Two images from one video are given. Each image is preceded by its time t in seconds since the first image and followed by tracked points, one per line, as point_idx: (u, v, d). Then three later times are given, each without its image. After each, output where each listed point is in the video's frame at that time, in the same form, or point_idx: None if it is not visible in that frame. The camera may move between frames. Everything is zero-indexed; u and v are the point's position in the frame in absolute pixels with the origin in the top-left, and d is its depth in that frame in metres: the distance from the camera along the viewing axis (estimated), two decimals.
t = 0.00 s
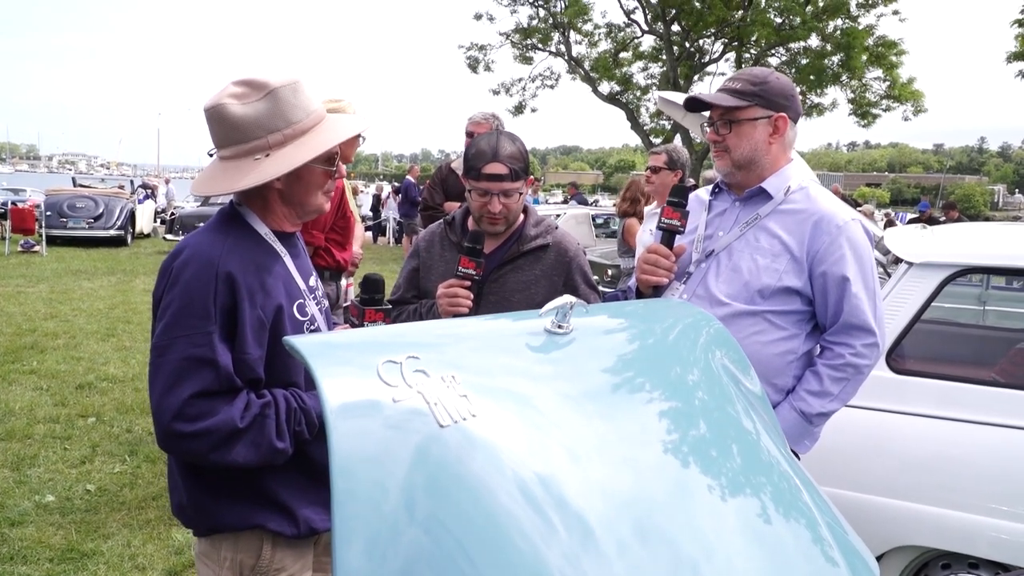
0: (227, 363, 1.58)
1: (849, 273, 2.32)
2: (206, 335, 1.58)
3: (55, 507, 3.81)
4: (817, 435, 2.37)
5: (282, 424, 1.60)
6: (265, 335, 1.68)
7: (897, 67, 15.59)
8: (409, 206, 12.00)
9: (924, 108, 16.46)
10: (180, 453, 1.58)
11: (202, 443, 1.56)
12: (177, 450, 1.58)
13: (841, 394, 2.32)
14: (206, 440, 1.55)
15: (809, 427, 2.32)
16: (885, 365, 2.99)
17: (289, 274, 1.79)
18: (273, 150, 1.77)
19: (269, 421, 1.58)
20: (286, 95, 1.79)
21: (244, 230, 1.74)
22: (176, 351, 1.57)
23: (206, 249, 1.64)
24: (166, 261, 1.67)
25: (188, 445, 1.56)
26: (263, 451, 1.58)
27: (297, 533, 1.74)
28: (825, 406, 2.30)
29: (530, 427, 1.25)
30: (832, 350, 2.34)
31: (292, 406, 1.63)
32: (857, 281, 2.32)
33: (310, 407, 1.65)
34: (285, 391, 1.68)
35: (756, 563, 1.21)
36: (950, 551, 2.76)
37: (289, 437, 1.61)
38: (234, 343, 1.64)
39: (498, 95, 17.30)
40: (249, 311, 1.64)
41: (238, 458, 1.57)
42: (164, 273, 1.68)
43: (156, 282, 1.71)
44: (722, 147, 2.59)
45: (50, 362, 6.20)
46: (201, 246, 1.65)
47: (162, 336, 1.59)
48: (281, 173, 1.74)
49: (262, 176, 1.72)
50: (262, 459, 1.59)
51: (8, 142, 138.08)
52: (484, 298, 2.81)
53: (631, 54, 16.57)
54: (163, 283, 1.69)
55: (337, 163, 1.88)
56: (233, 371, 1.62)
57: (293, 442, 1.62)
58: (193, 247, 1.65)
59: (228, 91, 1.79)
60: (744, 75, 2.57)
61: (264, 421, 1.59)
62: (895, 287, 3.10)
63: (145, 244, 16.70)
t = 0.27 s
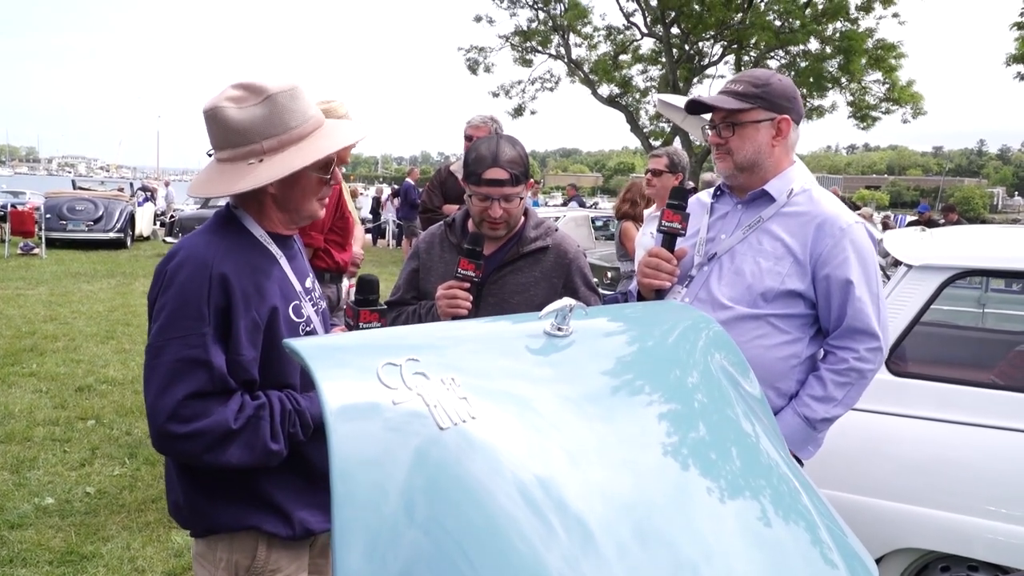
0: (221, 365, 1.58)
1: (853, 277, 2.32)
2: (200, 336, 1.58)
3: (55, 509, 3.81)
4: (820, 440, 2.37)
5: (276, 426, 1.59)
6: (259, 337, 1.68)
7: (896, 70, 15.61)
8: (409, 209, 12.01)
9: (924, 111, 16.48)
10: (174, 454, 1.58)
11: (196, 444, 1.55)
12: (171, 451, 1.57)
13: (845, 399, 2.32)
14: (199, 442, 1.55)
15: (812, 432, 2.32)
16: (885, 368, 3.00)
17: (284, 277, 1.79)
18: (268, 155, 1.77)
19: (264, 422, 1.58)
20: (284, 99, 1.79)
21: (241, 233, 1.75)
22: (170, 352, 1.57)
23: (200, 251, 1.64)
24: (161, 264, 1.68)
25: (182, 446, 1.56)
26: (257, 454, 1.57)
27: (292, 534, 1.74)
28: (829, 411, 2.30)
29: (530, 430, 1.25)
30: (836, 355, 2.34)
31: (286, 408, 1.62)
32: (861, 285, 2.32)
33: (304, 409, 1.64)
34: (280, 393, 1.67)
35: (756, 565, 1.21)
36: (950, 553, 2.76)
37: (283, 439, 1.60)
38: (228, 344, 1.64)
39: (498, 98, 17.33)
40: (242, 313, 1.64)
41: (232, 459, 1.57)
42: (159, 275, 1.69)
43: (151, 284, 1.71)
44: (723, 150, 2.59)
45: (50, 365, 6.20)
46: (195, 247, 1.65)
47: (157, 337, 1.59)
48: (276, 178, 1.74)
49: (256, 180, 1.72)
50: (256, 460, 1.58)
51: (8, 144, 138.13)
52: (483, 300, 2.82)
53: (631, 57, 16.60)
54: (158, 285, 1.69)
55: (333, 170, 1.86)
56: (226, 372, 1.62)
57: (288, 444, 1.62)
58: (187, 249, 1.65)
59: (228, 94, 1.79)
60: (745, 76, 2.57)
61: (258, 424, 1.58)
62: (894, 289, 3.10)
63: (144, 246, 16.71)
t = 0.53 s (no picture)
0: (214, 364, 1.59)
1: (866, 278, 2.32)
2: (194, 334, 1.59)
3: (54, 512, 3.81)
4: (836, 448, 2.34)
5: (268, 427, 1.59)
6: (254, 338, 1.69)
7: (895, 72, 15.63)
8: (409, 211, 12.02)
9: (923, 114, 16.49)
10: (167, 452, 1.58)
11: (188, 442, 1.56)
12: (163, 449, 1.58)
13: (861, 403, 2.31)
14: (191, 440, 1.56)
15: (828, 438, 2.30)
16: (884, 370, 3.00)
17: (281, 278, 1.79)
18: (265, 161, 1.77)
19: (255, 424, 1.58)
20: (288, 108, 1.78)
21: (238, 235, 1.75)
22: (164, 351, 1.58)
23: (196, 251, 1.65)
24: (159, 263, 1.68)
25: (174, 444, 1.57)
26: (248, 454, 1.57)
27: (282, 535, 1.74)
28: (845, 417, 2.29)
29: (530, 432, 1.26)
30: (851, 359, 2.33)
31: (280, 410, 1.61)
32: (875, 286, 2.32)
33: (297, 411, 1.63)
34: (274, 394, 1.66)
35: (756, 567, 1.22)
36: (949, 555, 2.77)
37: (275, 440, 1.60)
38: (222, 344, 1.65)
39: (498, 100, 17.36)
40: (237, 313, 1.65)
41: (223, 459, 1.57)
42: (155, 274, 1.70)
43: (147, 284, 1.72)
44: (733, 153, 2.59)
45: (49, 367, 6.20)
46: (192, 248, 1.66)
47: (151, 335, 1.59)
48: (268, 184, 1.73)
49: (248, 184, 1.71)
50: (246, 461, 1.58)
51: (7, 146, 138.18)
52: (483, 302, 2.82)
53: (630, 59, 16.62)
54: (154, 284, 1.70)
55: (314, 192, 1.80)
56: (219, 372, 1.63)
57: (279, 446, 1.61)
58: (184, 249, 1.66)
59: (239, 97, 1.81)
60: (755, 78, 2.55)
61: (251, 424, 1.58)
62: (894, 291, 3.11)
63: (144, 248, 16.71)
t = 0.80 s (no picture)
0: (206, 367, 1.59)
1: (891, 278, 2.31)
2: (187, 337, 1.59)
3: (54, 514, 3.81)
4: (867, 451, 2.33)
5: (259, 432, 1.58)
6: (249, 341, 1.69)
7: (895, 74, 15.62)
8: (408, 213, 12.03)
9: (923, 115, 16.49)
10: (159, 454, 1.58)
11: (179, 444, 1.56)
12: (154, 450, 1.58)
13: (892, 405, 2.29)
14: (182, 442, 1.56)
15: (860, 443, 2.28)
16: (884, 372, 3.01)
17: (279, 282, 1.79)
18: (266, 166, 1.77)
19: (247, 427, 1.57)
20: (292, 114, 1.79)
21: (236, 239, 1.76)
22: (158, 352, 1.58)
23: (191, 254, 1.65)
24: (156, 265, 1.69)
25: (165, 445, 1.57)
26: (237, 458, 1.57)
27: (276, 538, 1.74)
28: (877, 420, 2.27)
29: (529, 434, 1.26)
30: (878, 361, 2.32)
31: (271, 415, 1.60)
32: (900, 286, 2.32)
33: (290, 416, 1.62)
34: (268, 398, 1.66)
35: (756, 570, 1.22)
36: (949, 558, 2.76)
37: (266, 445, 1.59)
38: (215, 347, 1.65)
39: (497, 102, 17.38)
40: (231, 317, 1.65)
41: (213, 462, 1.57)
42: (153, 276, 1.70)
43: (145, 286, 1.73)
44: (748, 155, 2.56)
45: (49, 369, 6.20)
46: (188, 250, 1.66)
47: (144, 336, 1.60)
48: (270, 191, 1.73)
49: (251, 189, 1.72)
50: (235, 465, 1.57)
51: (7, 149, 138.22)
52: (483, 304, 2.82)
53: (630, 62, 16.64)
54: (151, 286, 1.70)
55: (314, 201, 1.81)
56: (212, 375, 1.63)
57: (271, 450, 1.60)
58: (179, 252, 1.66)
59: (244, 100, 1.81)
60: (768, 80, 2.54)
61: (242, 428, 1.58)
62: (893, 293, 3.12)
63: (144, 251, 16.71)
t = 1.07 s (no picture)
0: (212, 368, 1.59)
1: (915, 275, 2.34)
2: (193, 339, 1.59)
3: (53, 515, 3.80)
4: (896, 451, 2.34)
5: (265, 433, 1.58)
6: (254, 341, 1.69)
7: (895, 75, 15.62)
8: (408, 213, 12.04)
9: (923, 116, 16.49)
10: (165, 455, 1.58)
11: (186, 445, 1.56)
12: (160, 452, 1.58)
13: (921, 402, 2.31)
14: (189, 443, 1.56)
15: (892, 441, 2.29)
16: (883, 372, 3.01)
17: (283, 282, 1.79)
18: (271, 166, 1.77)
19: (254, 428, 1.58)
20: (299, 115, 1.79)
21: (241, 240, 1.75)
22: (163, 354, 1.58)
23: (195, 254, 1.65)
24: (160, 267, 1.69)
25: (172, 447, 1.57)
26: (244, 459, 1.57)
27: (281, 539, 1.74)
28: (908, 418, 2.29)
29: (529, 435, 1.26)
30: (904, 359, 2.34)
31: (277, 416, 1.60)
32: (923, 283, 2.34)
33: (295, 416, 1.62)
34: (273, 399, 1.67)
35: (756, 570, 1.22)
36: (948, 559, 2.76)
37: (273, 446, 1.60)
38: (220, 348, 1.65)
39: (497, 103, 17.39)
40: (237, 318, 1.65)
41: (220, 463, 1.57)
42: (157, 278, 1.70)
43: (149, 289, 1.73)
44: (762, 158, 2.54)
45: (49, 370, 6.20)
46: (192, 251, 1.66)
47: (149, 338, 1.60)
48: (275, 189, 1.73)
49: (256, 187, 1.72)
50: (243, 466, 1.58)
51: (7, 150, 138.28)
52: (474, 305, 2.83)
53: (630, 63, 16.65)
54: (155, 287, 1.70)
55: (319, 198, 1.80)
56: (218, 376, 1.63)
57: (277, 451, 1.61)
58: (185, 253, 1.66)
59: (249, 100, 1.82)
60: (779, 82, 2.53)
61: (248, 428, 1.58)
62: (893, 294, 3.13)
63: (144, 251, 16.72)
